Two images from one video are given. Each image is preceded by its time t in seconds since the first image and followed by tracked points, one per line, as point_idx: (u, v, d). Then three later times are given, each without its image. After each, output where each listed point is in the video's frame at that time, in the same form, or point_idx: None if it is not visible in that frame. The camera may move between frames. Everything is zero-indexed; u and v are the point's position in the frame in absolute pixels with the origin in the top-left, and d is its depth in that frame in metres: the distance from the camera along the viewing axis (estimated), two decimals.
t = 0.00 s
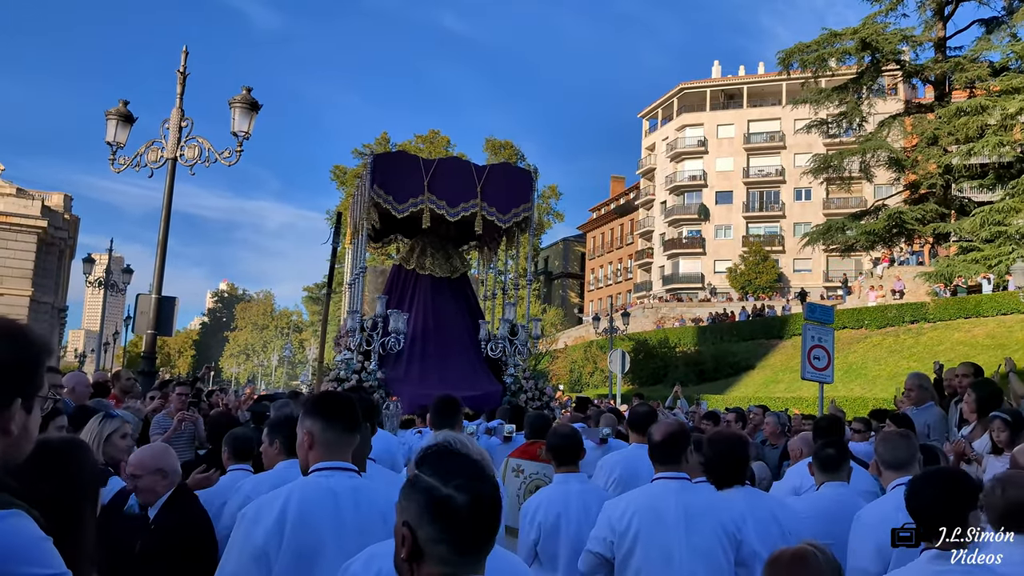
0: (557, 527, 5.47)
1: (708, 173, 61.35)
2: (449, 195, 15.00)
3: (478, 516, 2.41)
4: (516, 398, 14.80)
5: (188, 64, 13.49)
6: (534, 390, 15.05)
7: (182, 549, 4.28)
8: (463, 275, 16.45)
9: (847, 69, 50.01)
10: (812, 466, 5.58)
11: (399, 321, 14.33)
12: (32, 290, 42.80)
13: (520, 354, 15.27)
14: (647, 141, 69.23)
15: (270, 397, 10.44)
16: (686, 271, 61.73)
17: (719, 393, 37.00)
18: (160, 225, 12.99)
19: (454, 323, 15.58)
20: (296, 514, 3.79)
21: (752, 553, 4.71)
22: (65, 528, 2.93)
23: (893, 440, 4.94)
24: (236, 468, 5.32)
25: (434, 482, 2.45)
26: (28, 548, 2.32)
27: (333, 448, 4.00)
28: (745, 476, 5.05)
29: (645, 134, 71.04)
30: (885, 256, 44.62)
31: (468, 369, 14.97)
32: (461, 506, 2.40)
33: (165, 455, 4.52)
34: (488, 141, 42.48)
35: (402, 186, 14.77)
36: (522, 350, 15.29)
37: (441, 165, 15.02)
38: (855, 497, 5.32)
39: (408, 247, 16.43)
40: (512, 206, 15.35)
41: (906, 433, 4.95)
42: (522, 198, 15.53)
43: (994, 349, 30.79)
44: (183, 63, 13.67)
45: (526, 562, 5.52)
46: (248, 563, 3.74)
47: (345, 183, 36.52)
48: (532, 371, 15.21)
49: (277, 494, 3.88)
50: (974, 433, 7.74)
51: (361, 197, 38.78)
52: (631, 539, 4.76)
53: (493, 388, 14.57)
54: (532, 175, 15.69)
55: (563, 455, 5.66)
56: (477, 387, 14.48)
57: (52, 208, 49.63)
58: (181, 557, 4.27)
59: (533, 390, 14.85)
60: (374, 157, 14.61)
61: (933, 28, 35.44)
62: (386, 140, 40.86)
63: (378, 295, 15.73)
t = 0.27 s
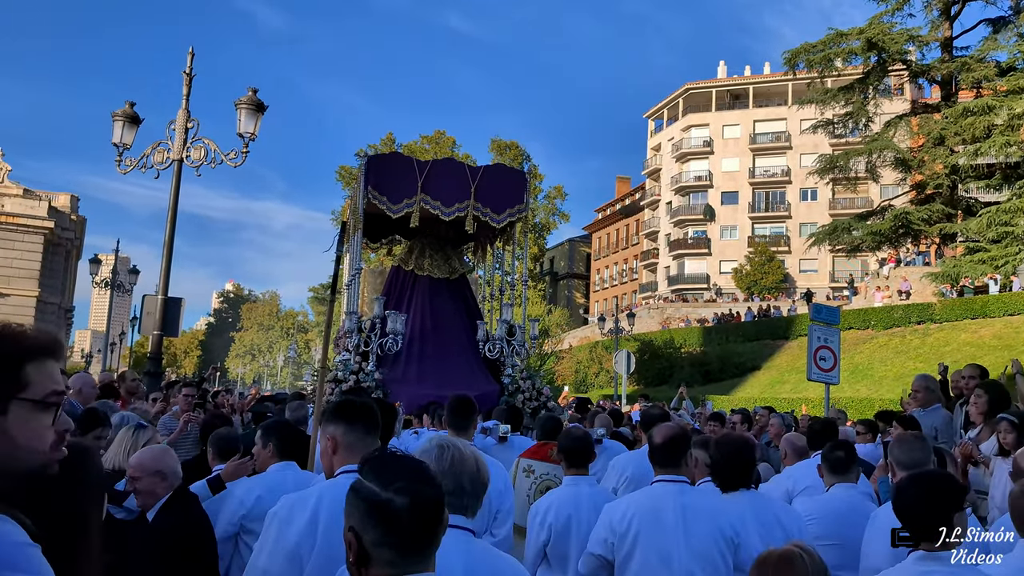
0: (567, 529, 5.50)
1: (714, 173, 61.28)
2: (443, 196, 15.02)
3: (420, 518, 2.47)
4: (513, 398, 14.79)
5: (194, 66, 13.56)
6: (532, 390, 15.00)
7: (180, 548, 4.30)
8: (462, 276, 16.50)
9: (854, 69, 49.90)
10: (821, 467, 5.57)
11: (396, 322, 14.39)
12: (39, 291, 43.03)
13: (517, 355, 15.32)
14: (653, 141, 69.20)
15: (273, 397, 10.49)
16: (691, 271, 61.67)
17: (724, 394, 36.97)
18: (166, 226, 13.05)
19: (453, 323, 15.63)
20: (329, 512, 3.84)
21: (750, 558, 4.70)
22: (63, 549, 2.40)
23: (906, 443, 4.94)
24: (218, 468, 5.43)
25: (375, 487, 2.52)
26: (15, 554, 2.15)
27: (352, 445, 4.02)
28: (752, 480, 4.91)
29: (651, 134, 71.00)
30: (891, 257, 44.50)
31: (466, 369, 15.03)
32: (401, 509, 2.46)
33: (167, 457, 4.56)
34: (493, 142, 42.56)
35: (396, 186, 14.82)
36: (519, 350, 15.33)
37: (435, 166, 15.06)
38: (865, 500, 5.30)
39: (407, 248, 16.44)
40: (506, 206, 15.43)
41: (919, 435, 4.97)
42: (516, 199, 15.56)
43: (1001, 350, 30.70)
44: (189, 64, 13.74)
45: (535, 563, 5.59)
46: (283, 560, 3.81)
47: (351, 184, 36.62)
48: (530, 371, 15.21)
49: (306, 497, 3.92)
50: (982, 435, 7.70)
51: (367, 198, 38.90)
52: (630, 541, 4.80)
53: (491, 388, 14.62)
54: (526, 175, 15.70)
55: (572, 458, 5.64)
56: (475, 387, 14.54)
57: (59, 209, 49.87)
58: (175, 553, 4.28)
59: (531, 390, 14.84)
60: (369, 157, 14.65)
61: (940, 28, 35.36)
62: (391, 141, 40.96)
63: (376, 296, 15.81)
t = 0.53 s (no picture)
0: (581, 529, 5.52)
1: (718, 173, 61.24)
2: (439, 198, 15.05)
3: (397, 521, 2.44)
4: (514, 399, 14.62)
5: (198, 67, 13.60)
6: (533, 391, 14.78)
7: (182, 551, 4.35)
8: (463, 277, 16.52)
9: (858, 69, 49.80)
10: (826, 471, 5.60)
11: (397, 323, 14.44)
12: (44, 291, 43.19)
13: (518, 355, 15.20)
14: (657, 141, 69.19)
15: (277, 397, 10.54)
16: (695, 271, 61.63)
17: (728, 394, 36.96)
18: (171, 227, 13.11)
19: (453, 324, 15.67)
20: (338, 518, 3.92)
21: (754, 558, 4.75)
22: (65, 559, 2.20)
23: (912, 446, 5.00)
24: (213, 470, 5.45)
25: (352, 492, 2.52)
26: None
27: (360, 446, 4.02)
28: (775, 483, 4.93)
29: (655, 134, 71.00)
30: (896, 256, 44.43)
31: (466, 369, 15.07)
32: (375, 512, 2.44)
33: (163, 464, 4.46)
34: (497, 141, 42.54)
35: (392, 188, 14.87)
36: (520, 351, 15.21)
37: (432, 167, 15.08)
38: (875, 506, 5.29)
39: (407, 250, 16.48)
40: (504, 207, 15.40)
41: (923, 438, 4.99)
42: (513, 199, 15.54)
43: (1005, 350, 30.63)
44: (193, 65, 13.79)
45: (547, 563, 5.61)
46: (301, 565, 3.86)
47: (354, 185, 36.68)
48: (531, 372, 15.04)
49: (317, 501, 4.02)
50: (990, 436, 7.70)
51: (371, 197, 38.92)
52: (639, 540, 4.82)
53: (492, 389, 14.65)
54: (524, 175, 15.64)
55: (588, 458, 5.68)
56: (476, 387, 14.56)
57: (64, 209, 50.04)
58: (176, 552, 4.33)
59: (532, 390, 14.65)
60: (366, 160, 14.72)
61: (944, 28, 35.31)
62: (395, 141, 41.04)
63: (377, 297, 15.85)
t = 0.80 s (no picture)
0: (593, 532, 5.53)
1: (720, 173, 61.20)
2: (444, 200, 15.03)
3: (409, 531, 2.43)
4: (518, 401, 14.64)
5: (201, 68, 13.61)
6: (536, 392, 14.81)
7: (181, 561, 4.04)
8: (467, 280, 16.53)
9: (860, 69, 49.74)
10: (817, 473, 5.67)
11: (402, 325, 14.40)
12: (46, 291, 43.26)
13: (521, 357, 15.20)
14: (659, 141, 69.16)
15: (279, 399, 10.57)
16: (697, 271, 61.58)
17: (730, 394, 36.94)
18: (174, 228, 13.12)
19: (456, 326, 15.68)
20: (318, 522, 3.91)
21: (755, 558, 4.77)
22: None
23: (901, 450, 5.07)
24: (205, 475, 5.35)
25: (367, 500, 2.51)
26: None
27: (344, 455, 4.06)
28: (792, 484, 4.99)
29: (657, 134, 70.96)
30: (898, 257, 44.37)
31: (469, 371, 15.08)
32: (389, 519, 2.44)
33: (160, 476, 4.19)
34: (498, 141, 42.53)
35: (398, 191, 14.86)
36: (524, 353, 15.21)
37: (438, 170, 15.07)
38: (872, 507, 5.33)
39: (411, 251, 16.45)
40: (509, 209, 15.43)
41: (912, 443, 5.12)
42: (517, 202, 15.55)
43: (1007, 350, 30.60)
44: (196, 66, 13.80)
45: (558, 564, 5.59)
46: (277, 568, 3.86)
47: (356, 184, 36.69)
48: (534, 373, 15.07)
49: (298, 502, 3.99)
50: (993, 439, 7.70)
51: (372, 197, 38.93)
52: (643, 540, 4.82)
53: (495, 391, 14.64)
54: (528, 178, 15.68)
55: (600, 461, 5.69)
56: (479, 390, 14.58)
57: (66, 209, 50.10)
58: (174, 561, 4.03)
59: (536, 392, 14.66)
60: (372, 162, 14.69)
61: (946, 28, 35.29)
62: (397, 141, 41.06)
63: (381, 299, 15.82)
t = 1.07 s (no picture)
0: (592, 535, 5.55)
1: (722, 174, 61.20)
2: (454, 204, 15.09)
3: (458, 538, 2.45)
4: (526, 403, 14.70)
5: (203, 69, 13.64)
6: (544, 395, 14.86)
7: (174, 563, 4.06)
8: (474, 282, 16.54)
9: (863, 69, 49.71)
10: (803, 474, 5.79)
11: (411, 328, 14.31)
12: (48, 291, 43.31)
13: (529, 360, 15.21)
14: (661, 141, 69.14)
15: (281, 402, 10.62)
16: (700, 271, 61.56)
17: (733, 395, 36.93)
18: (176, 230, 13.15)
19: (464, 329, 15.71)
20: (285, 527, 3.90)
21: (748, 558, 4.87)
22: None
23: (871, 453, 5.26)
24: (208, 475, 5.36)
25: (418, 503, 2.51)
26: None
27: (315, 461, 4.09)
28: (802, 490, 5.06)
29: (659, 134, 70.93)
30: (900, 257, 44.32)
31: (477, 374, 15.10)
32: (440, 525, 2.45)
33: (155, 487, 4.11)
34: (500, 142, 42.54)
35: (408, 195, 14.93)
36: (532, 356, 15.20)
37: (447, 175, 15.20)
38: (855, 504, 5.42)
39: (419, 255, 16.51)
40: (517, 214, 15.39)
41: (882, 446, 5.28)
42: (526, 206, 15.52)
43: (1010, 351, 30.57)
44: (198, 68, 13.85)
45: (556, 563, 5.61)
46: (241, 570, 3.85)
47: (358, 185, 36.70)
48: (542, 376, 15.14)
49: (266, 509, 3.96)
50: (995, 442, 7.71)
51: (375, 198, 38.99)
52: (635, 542, 4.84)
53: (503, 394, 14.68)
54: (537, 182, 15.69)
55: (595, 462, 5.69)
56: (487, 392, 14.59)
57: (68, 209, 50.14)
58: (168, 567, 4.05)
59: (544, 395, 14.73)
60: (382, 167, 14.77)
61: (949, 28, 35.28)
62: (399, 142, 41.09)
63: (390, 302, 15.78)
